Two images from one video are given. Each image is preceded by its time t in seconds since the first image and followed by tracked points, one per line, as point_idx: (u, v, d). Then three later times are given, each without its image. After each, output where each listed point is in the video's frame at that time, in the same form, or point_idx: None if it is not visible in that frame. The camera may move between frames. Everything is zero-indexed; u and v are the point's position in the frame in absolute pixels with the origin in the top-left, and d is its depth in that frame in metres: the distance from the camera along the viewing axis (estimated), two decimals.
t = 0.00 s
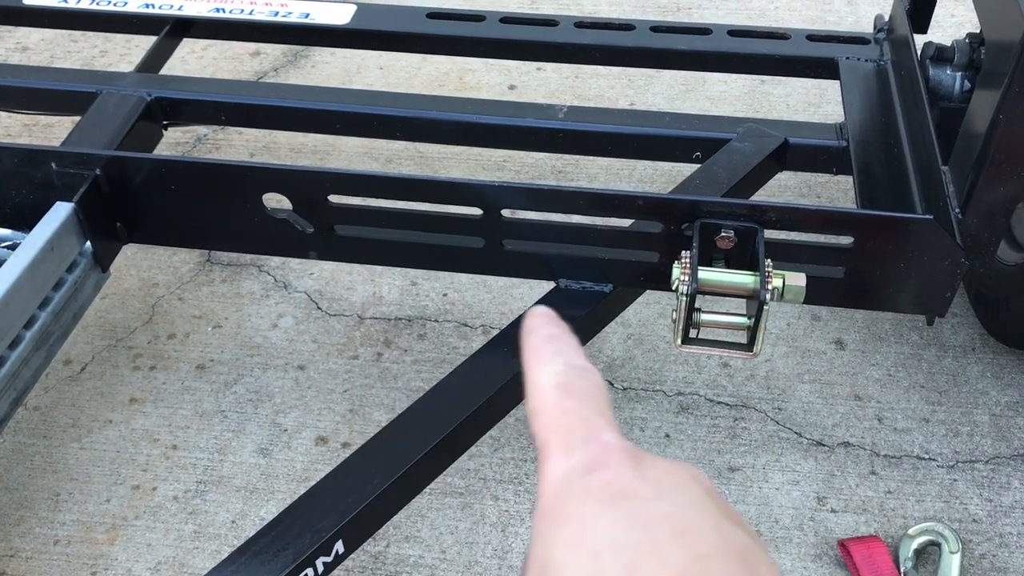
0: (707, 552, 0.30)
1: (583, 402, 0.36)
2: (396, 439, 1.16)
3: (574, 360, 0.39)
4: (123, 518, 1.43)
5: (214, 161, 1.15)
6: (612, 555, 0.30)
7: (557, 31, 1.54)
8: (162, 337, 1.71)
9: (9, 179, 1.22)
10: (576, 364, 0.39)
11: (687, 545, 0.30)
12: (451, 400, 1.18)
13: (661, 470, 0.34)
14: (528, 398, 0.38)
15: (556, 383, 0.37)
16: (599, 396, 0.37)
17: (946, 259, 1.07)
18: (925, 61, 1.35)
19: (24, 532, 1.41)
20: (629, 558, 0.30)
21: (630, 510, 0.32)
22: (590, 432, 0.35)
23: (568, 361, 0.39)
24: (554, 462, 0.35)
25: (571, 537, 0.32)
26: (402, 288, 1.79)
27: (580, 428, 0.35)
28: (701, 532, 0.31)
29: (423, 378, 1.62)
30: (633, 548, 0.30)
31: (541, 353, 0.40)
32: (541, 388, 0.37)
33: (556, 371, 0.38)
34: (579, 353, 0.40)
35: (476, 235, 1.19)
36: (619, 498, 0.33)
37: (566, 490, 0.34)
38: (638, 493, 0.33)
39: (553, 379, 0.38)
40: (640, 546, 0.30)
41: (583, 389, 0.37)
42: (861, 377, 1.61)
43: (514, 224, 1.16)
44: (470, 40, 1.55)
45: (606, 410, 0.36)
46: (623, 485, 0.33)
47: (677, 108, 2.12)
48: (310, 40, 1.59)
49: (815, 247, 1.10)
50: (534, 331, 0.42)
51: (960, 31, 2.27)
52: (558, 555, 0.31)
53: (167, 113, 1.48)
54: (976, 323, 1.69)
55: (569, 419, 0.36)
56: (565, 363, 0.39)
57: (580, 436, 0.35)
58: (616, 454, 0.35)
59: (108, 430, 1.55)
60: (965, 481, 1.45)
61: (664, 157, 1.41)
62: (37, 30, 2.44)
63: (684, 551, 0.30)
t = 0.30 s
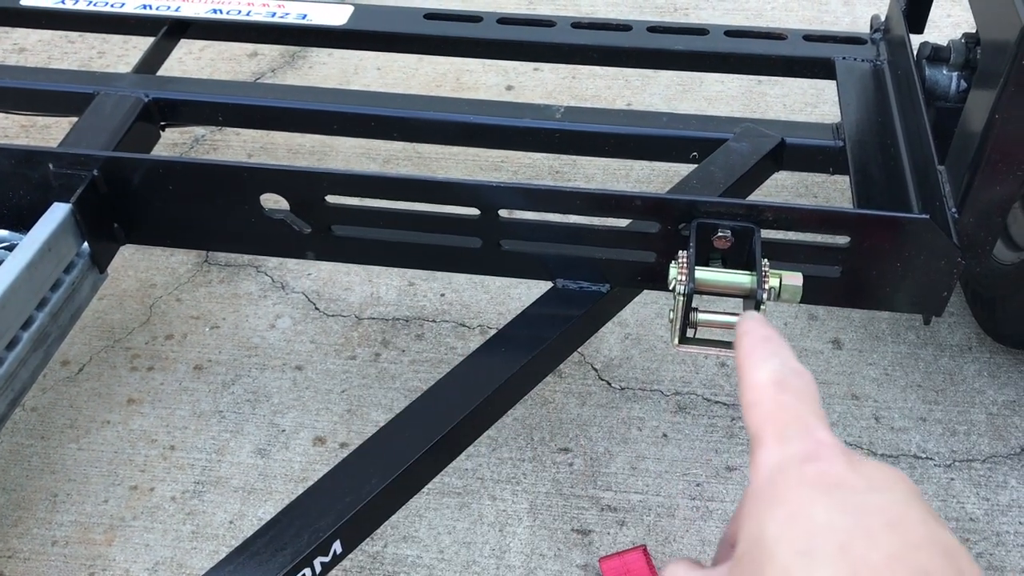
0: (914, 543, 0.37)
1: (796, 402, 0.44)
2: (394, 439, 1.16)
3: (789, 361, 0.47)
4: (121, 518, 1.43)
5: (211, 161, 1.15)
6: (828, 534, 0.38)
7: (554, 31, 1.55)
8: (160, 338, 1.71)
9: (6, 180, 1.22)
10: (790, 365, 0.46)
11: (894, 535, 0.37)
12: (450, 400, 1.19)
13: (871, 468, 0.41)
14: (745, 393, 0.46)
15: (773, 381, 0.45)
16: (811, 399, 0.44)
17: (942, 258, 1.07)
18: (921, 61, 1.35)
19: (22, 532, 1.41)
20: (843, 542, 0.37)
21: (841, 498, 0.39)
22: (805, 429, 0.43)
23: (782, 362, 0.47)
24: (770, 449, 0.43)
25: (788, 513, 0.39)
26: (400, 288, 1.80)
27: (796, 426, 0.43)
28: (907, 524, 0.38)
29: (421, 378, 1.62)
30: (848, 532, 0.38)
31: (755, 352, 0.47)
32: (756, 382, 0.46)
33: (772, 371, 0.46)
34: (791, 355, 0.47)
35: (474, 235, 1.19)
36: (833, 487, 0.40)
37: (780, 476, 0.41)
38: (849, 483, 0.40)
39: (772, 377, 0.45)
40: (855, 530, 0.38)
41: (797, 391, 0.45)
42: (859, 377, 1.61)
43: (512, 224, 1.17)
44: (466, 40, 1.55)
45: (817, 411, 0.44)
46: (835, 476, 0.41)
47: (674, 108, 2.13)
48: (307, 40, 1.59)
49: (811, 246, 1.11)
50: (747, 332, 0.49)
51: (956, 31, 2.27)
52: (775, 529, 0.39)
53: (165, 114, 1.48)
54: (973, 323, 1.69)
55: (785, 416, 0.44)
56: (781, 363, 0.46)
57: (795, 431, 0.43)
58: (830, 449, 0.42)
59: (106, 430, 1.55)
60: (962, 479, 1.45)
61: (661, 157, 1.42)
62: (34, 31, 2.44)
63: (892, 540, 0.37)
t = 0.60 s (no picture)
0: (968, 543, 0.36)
1: (853, 401, 0.44)
2: (392, 436, 1.16)
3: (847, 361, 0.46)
4: (119, 517, 1.43)
5: (209, 159, 1.15)
6: (880, 534, 0.37)
7: (551, 29, 1.55)
8: (157, 337, 1.71)
9: (4, 178, 1.22)
10: (848, 365, 0.45)
11: (947, 534, 0.37)
12: (448, 397, 1.19)
13: (926, 469, 0.41)
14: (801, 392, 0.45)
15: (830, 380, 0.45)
16: (867, 398, 0.44)
17: (940, 255, 1.08)
18: (919, 59, 1.35)
19: (20, 532, 1.41)
20: (896, 541, 0.37)
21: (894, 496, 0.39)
22: (861, 429, 0.42)
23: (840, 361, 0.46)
24: (824, 448, 0.42)
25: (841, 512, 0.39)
26: (398, 287, 1.80)
27: (852, 425, 0.43)
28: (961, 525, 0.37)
29: (419, 377, 1.62)
30: (901, 531, 0.37)
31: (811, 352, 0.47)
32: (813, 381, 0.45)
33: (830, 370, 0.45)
34: (850, 354, 0.46)
35: (472, 232, 1.19)
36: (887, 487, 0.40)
37: (834, 475, 0.41)
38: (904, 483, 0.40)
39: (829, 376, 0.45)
40: (908, 530, 0.37)
41: (854, 391, 0.44)
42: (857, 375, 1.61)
43: (509, 222, 1.17)
44: (464, 38, 1.55)
45: (873, 411, 0.43)
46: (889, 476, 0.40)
47: (672, 107, 2.13)
48: (305, 38, 1.59)
49: (809, 243, 1.11)
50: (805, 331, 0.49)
51: (953, 30, 2.28)
52: (827, 527, 0.39)
53: (163, 112, 1.48)
54: (971, 320, 1.69)
55: (840, 415, 0.43)
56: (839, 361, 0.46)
57: (849, 431, 0.42)
58: (886, 450, 0.42)
59: (104, 429, 1.55)
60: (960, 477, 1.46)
61: (658, 155, 1.42)
62: (32, 31, 2.44)
63: (947, 540, 0.36)
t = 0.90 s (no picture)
0: (898, 534, 0.36)
1: (790, 389, 0.44)
2: (392, 440, 1.16)
3: (787, 350, 0.46)
4: (119, 521, 1.43)
5: (209, 164, 1.15)
6: (811, 519, 0.37)
7: (550, 33, 1.55)
8: (157, 340, 1.71)
9: (4, 183, 1.22)
10: (788, 355, 0.46)
11: (878, 522, 0.37)
12: (447, 401, 1.19)
13: (858, 457, 0.41)
14: (740, 378, 0.45)
15: (770, 368, 0.45)
16: (803, 387, 0.44)
17: (938, 259, 1.08)
18: (916, 62, 1.35)
19: (20, 535, 1.41)
20: (827, 526, 0.36)
21: (828, 483, 0.39)
22: (797, 416, 0.42)
23: (781, 348, 0.46)
24: (759, 433, 0.42)
25: (773, 496, 0.39)
26: (397, 290, 1.80)
27: (788, 411, 0.42)
28: (892, 514, 0.37)
29: (419, 380, 1.63)
30: (832, 517, 0.37)
31: (754, 340, 0.47)
32: (752, 366, 0.45)
33: (770, 357, 0.45)
34: (792, 344, 0.46)
35: (471, 236, 1.20)
36: (820, 473, 0.39)
37: (767, 459, 0.41)
38: (836, 470, 0.40)
39: (768, 364, 0.45)
40: (839, 517, 0.37)
41: (791, 378, 0.44)
42: (855, 377, 1.62)
43: (509, 226, 1.17)
44: (463, 42, 1.55)
45: (809, 398, 0.43)
46: (823, 461, 0.40)
47: (670, 110, 2.13)
48: (305, 42, 1.59)
49: (808, 246, 1.11)
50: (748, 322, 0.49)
51: (951, 31, 2.28)
52: (759, 511, 0.38)
53: (162, 116, 1.48)
54: (969, 322, 1.70)
55: (777, 402, 0.43)
56: (779, 349, 0.46)
57: (785, 417, 0.42)
58: (819, 436, 0.42)
59: (104, 432, 1.55)
60: (958, 478, 1.46)
61: (657, 158, 1.42)
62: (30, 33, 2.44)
63: (877, 530, 0.36)
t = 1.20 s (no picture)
0: (841, 529, 0.36)
1: (728, 379, 0.43)
2: (389, 440, 1.16)
3: (722, 338, 0.46)
4: (117, 522, 1.43)
5: (206, 166, 1.15)
6: (754, 519, 0.37)
7: (547, 34, 1.55)
8: (155, 341, 1.71)
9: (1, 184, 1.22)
10: (723, 344, 0.46)
11: (821, 517, 0.37)
12: (445, 402, 1.19)
13: (798, 447, 0.41)
14: (678, 370, 0.45)
15: (706, 358, 0.44)
16: (741, 375, 0.44)
17: (935, 259, 1.08)
18: (913, 62, 1.35)
19: (18, 536, 1.41)
20: (768, 526, 0.37)
21: (769, 480, 0.39)
22: (735, 408, 0.42)
23: (717, 337, 0.46)
24: (699, 428, 0.42)
25: (716, 498, 0.39)
26: (395, 290, 1.80)
27: (726, 403, 0.42)
28: (835, 507, 0.38)
29: (416, 380, 1.63)
30: (774, 515, 0.37)
31: (689, 327, 0.47)
32: (689, 357, 0.45)
33: (706, 348, 0.45)
34: (727, 332, 0.46)
35: (468, 236, 1.20)
36: (760, 468, 0.39)
37: (709, 457, 0.41)
38: (776, 463, 0.40)
39: (704, 355, 0.44)
40: (782, 514, 0.37)
41: (728, 368, 0.44)
42: (852, 377, 1.62)
43: (506, 227, 1.17)
44: (460, 43, 1.55)
45: (747, 387, 0.43)
46: (764, 455, 0.40)
47: (668, 110, 2.13)
48: (303, 43, 1.59)
49: (805, 246, 1.11)
50: (683, 308, 0.49)
51: (947, 31, 2.29)
52: (702, 513, 0.39)
53: (160, 117, 1.48)
54: (965, 322, 1.70)
55: (714, 394, 0.43)
56: (715, 338, 0.46)
57: (724, 410, 0.42)
58: (758, 427, 0.42)
59: (101, 434, 1.55)
60: (955, 478, 1.46)
61: (653, 158, 1.42)
62: (28, 34, 2.44)
63: (818, 524, 0.36)
